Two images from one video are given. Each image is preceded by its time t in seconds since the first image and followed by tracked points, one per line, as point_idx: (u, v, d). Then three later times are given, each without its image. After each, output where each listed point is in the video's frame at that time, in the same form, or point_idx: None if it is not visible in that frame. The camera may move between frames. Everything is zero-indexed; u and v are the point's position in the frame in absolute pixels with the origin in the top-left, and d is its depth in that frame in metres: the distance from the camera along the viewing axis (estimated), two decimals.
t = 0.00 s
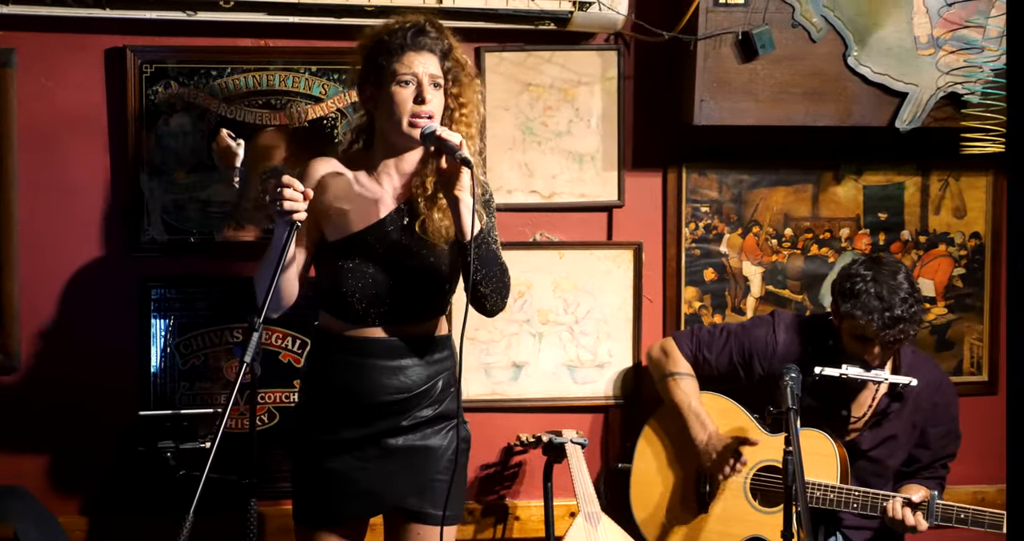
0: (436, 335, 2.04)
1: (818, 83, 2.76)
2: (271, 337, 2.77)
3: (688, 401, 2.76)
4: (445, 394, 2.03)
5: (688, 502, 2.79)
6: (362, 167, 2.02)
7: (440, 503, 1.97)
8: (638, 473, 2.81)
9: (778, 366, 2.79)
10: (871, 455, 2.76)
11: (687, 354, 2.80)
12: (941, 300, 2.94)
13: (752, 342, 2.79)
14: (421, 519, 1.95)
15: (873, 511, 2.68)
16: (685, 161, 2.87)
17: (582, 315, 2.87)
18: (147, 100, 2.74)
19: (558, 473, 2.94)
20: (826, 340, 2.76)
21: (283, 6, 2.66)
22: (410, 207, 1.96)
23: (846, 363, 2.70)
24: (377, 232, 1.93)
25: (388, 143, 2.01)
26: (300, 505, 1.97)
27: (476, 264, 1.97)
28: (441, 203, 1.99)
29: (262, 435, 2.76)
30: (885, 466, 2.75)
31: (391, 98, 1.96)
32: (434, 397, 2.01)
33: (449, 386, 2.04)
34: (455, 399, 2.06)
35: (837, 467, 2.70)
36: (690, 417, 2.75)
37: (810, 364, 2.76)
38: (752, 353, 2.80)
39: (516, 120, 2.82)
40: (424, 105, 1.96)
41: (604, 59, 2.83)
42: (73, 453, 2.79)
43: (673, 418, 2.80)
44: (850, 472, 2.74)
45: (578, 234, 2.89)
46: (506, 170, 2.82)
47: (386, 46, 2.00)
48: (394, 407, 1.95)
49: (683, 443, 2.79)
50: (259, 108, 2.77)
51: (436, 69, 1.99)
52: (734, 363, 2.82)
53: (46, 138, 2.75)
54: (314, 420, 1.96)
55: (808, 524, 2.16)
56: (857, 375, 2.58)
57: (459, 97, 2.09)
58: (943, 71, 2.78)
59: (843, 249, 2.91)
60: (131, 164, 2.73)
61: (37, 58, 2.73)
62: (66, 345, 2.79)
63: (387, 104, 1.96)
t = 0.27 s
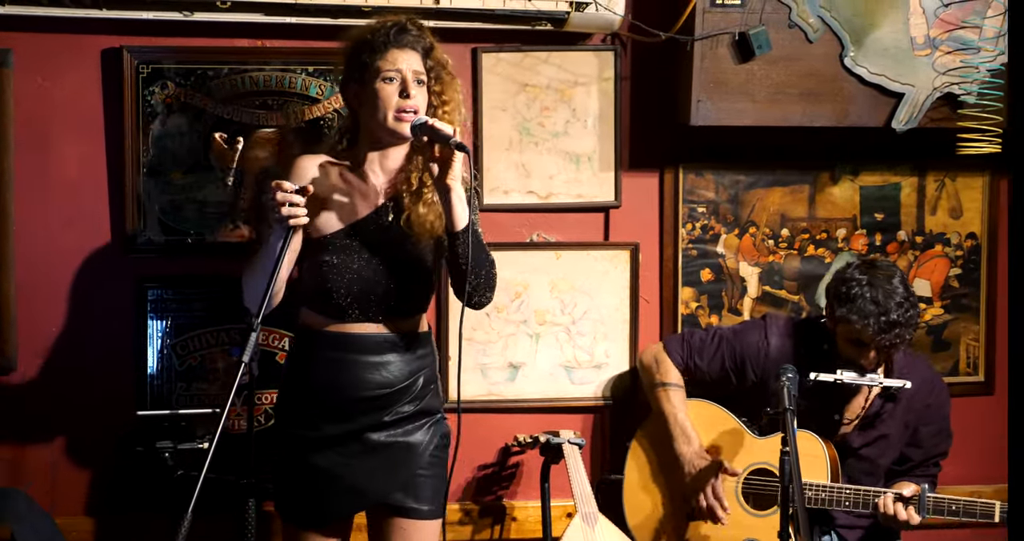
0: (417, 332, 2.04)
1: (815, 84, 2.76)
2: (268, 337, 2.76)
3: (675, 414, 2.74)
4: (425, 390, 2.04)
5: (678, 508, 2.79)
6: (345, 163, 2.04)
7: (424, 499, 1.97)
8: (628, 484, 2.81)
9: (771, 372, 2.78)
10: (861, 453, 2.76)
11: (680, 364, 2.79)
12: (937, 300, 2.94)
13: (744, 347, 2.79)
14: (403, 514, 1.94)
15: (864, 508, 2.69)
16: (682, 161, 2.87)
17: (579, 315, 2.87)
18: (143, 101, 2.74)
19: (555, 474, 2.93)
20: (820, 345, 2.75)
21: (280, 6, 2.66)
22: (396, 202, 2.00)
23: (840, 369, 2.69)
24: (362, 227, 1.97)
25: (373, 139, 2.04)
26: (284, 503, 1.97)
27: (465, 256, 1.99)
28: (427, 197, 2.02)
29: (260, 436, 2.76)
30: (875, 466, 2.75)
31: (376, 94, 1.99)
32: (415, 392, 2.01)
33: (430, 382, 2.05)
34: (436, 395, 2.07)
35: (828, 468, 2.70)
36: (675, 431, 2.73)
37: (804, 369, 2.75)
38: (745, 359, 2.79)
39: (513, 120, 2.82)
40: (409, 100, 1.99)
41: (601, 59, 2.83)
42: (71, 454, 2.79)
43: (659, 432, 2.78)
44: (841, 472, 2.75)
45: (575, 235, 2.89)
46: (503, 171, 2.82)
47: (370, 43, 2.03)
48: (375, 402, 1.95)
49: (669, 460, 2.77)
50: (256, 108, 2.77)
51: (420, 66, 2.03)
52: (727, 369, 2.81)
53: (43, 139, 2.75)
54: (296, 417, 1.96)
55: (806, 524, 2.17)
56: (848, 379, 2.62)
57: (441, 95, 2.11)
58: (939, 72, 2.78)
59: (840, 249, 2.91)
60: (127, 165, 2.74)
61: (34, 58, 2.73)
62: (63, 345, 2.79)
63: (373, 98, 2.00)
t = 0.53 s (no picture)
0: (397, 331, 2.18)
1: (809, 84, 2.76)
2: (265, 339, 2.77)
3: (683, 392, 2.75)
4: (406, 387, 2.18)
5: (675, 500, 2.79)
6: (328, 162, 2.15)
7: (405, 492, 2.12)
8: (632, 471, 2.82)
9: (763, 367, 2.76)
10: (859, 456, 2.76)
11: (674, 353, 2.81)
12: (932, 300, 2.95)
13: (736, 342, 2.79)
14: (388, 507, 2.09)
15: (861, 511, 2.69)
16: (677, 161, 2.87)
17: (574, 315, 2.87)
18: (138, 101, 2.74)
19: (551, 473, 2.93)
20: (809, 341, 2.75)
21: (274, 6, 2.66)
22: (379, 198, 2.11)
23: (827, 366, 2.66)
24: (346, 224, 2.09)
25: (357, 139, 2.11)
26: (274, 496, 2.09)
27: (451, 250, 2.12)
28: (411, 194, 2.11)
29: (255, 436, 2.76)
30: (873, 467, 2.75)
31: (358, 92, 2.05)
32: (397, 389, 2.16)
33: (410, 379, 2.20)
34: (414, 393, 2.22)
35: (825, 467, 2.70)
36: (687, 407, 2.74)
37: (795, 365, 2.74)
38: (736, 353, 2.79)
39: (508, 120, 2.82)
40: (392, 97, 2.05)
41: (596, 59, 2.83)
42: (66, 454, 2.79)
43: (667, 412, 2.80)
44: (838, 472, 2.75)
45: (570, 235, 2.89)
46: (498, 171, 2.82)
47: (351, 43, 2.09)
48: (361, 398, 2.09)
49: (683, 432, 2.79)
50: (251, 108, 2.77)
51: (401, 64, 2.10)
52: (719, 363, 2.81)
53: (38, 139, 2.75)
54: (283, 413, 2.09)
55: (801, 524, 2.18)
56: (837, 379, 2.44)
57: (422, 94, 2.18)
58: (934, 72, 2.78)
59: (835, 249, 2.92)
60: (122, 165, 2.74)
61: (29, 58, 2.73)
62: (58, 345, 2.78)
63: (356, 96, 2.06)
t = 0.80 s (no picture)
0: (386, 328, 2.28)
1: (803, 85, 2.77)
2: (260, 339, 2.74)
3: (673, 400, 2.76)
4: (394, 386, 2.26)
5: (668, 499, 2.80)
6: (314, 159, 2.29)
7: (392, 488, 2.19)
8: (626, 472, 2.82)
9: (764, 366, 2.79)
10: (855, 456, 2.78)
11: (672, 353, 2.81)
12: (925, 300, 2.96)
13: (737, 342, 2.80)
14: (377, 502, 2.16)
15: (857, 513, 2.70)
16: (672, 162, 2.88)
17: (569, 316, 2.88)
18: (133, 102, 2.74)
19: (546, 474, 2.93)
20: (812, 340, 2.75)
21: (269, 7, 2.65)
22: (364, 192, 2.25)
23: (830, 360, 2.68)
24: (333, 217, 2.21)
25: (339, 137, 2.28)
26: (265, 493, 2.17)
27: (435, 242, 2.23)
28: (396, 189, 2.27)
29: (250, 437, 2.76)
30: (868, 467, 2.77)
31: (340, 91, 2.25)
32: (385, 387, 2.24)
33: (398, 378, 2.28)
34: (401, 392, 2.30)
35: (822, 468, 2.71)
36: (676, 416, 2.76)
37: (796, 362, 2.76)
38: (737, 353, 2.80)
39: (502, 121, 2.83)
40: (372, 97, 2.25)
41: (590, 61, 2.83)
42: (60, 455, 2.79)
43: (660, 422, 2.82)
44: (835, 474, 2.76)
45: (565, 236, 2.90)
46: (493, 172, 2.83)
47: (330, 44, 2.30)
48: (350, 394, 2.18)
49: (672, 440, 2.81)
50: (246, 109, 2.77)
51: (380, 64, 2.29)
52: (719, 362, 2.82)
53: (31, 140, 2.74)
54: (273, 409, 2.18)
55: (796, 525, 2.18)
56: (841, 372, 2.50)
57: (401, 92, 2.36)
58: (928, 73, 2.79)
59: (829, 250, 2.92)
60: (116, 166, 2.73)
61: (23, 59, 2.73)
62: (52, 347, 2.78)
63: (339, 97, 2.25)
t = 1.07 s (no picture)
0: (376, 326, 2.29)
1: (797, 84, 2.77)
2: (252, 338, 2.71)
3: (671, 409, 2.78)
4: (383, 384, 2.27)
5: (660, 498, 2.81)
6: (301, 160, 2.30)
7: (382, 485, 2.20)
8: (621, 469, 2.82)
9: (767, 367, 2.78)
10: (852, 455, 2.78)
11: (677, 356, 2.80)
12: (919, 299, 2.96)
13: (742, 345, 2.79)
14: (366, 500, 2.17)
15: (853, 510, 2.70)
16: (666, 161, 2.88)
17: (563, 315, 2.88)
18: (127, 102, 2.74)
19: (540, 472, 2.94)
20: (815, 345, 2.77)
21: (263, 6, 2.65)
22: (351, 189, 2.26)
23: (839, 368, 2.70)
24: (319, 215, 2.21)
25: (326, 136, 2.29)
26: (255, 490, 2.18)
27: (424, 236, 2.23)
28: (383, 183, 2.26)
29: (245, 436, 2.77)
30: (865, 467, 2.77)
31: (326, 90, 2.29)
32: (375, 385, 2.25)
33: (387, 377, 2.29)
34: (392, 390, 2.31)
35: (817, 467, 2.71)
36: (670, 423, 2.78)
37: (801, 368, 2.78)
38: (741, 356, 2.79)
39: (496, 121, 2.83)
40: (359, 95, 2.29)
41: (584, 60, 2.84)
42: (54, 454, 2.79)
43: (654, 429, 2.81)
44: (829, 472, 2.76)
45: (559, 235, 2.90)
46: (487, 171, 2.83)
47: (316, 46, 2.38)
48: (339, 392, 2.19)
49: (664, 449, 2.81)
50: (240, 109, 2.77)
51: (364, 65, 2.34)
52: (723, 365, 2.81)
53: (25, 139, 2.74)
54: (263, 404, 2.19)
55: (790, 522, 2.19)
56: (851, 379, 2.57)
57: (385, 93, 2.38)
58: (921, 72, 2.79)
59: (823, 249, 2.93)
60: (110, 165, 2.74)
61: (17, 58, 2.72)
62: (46, 346, 2.78)
63: (326, 96, 2.29)
